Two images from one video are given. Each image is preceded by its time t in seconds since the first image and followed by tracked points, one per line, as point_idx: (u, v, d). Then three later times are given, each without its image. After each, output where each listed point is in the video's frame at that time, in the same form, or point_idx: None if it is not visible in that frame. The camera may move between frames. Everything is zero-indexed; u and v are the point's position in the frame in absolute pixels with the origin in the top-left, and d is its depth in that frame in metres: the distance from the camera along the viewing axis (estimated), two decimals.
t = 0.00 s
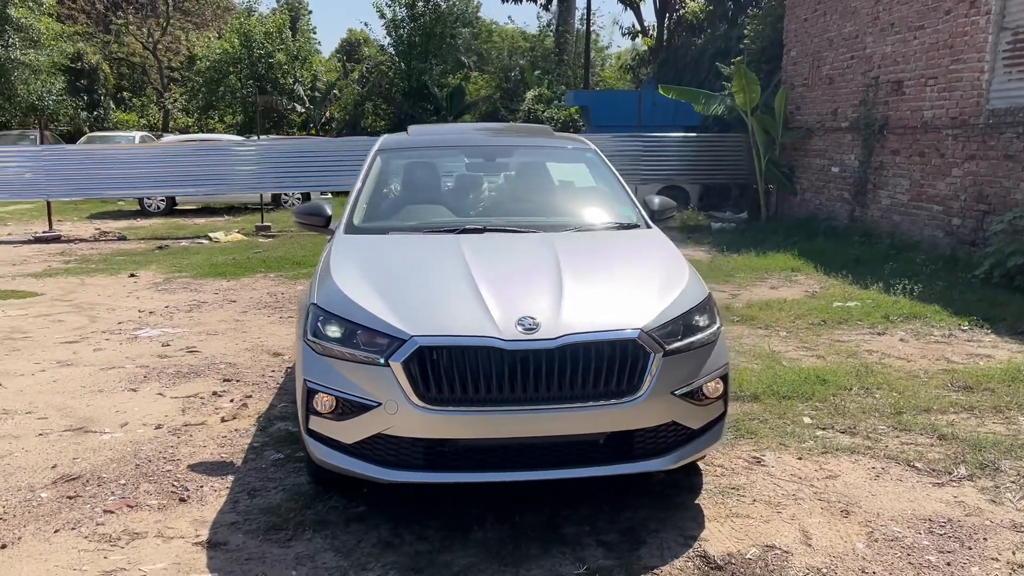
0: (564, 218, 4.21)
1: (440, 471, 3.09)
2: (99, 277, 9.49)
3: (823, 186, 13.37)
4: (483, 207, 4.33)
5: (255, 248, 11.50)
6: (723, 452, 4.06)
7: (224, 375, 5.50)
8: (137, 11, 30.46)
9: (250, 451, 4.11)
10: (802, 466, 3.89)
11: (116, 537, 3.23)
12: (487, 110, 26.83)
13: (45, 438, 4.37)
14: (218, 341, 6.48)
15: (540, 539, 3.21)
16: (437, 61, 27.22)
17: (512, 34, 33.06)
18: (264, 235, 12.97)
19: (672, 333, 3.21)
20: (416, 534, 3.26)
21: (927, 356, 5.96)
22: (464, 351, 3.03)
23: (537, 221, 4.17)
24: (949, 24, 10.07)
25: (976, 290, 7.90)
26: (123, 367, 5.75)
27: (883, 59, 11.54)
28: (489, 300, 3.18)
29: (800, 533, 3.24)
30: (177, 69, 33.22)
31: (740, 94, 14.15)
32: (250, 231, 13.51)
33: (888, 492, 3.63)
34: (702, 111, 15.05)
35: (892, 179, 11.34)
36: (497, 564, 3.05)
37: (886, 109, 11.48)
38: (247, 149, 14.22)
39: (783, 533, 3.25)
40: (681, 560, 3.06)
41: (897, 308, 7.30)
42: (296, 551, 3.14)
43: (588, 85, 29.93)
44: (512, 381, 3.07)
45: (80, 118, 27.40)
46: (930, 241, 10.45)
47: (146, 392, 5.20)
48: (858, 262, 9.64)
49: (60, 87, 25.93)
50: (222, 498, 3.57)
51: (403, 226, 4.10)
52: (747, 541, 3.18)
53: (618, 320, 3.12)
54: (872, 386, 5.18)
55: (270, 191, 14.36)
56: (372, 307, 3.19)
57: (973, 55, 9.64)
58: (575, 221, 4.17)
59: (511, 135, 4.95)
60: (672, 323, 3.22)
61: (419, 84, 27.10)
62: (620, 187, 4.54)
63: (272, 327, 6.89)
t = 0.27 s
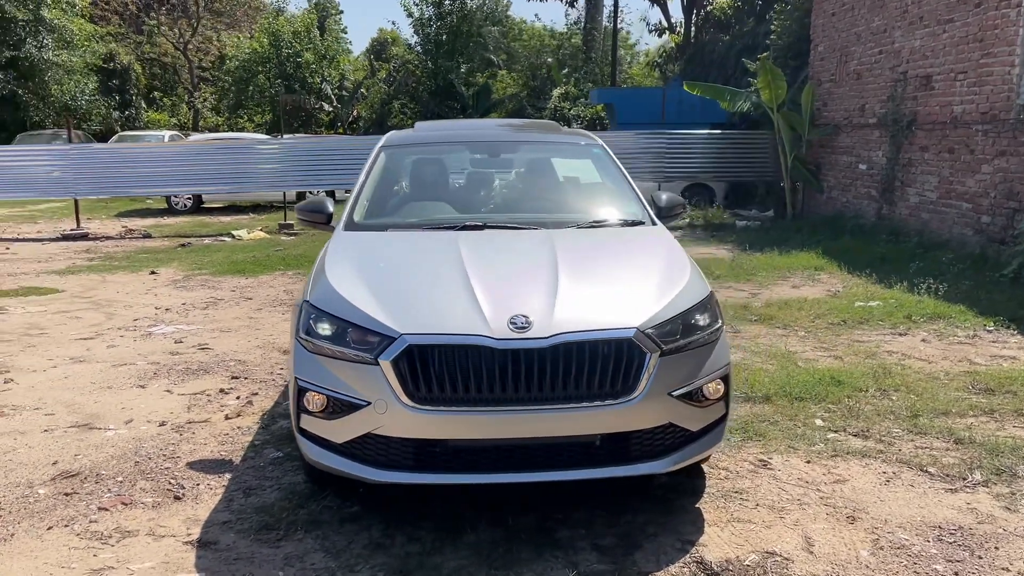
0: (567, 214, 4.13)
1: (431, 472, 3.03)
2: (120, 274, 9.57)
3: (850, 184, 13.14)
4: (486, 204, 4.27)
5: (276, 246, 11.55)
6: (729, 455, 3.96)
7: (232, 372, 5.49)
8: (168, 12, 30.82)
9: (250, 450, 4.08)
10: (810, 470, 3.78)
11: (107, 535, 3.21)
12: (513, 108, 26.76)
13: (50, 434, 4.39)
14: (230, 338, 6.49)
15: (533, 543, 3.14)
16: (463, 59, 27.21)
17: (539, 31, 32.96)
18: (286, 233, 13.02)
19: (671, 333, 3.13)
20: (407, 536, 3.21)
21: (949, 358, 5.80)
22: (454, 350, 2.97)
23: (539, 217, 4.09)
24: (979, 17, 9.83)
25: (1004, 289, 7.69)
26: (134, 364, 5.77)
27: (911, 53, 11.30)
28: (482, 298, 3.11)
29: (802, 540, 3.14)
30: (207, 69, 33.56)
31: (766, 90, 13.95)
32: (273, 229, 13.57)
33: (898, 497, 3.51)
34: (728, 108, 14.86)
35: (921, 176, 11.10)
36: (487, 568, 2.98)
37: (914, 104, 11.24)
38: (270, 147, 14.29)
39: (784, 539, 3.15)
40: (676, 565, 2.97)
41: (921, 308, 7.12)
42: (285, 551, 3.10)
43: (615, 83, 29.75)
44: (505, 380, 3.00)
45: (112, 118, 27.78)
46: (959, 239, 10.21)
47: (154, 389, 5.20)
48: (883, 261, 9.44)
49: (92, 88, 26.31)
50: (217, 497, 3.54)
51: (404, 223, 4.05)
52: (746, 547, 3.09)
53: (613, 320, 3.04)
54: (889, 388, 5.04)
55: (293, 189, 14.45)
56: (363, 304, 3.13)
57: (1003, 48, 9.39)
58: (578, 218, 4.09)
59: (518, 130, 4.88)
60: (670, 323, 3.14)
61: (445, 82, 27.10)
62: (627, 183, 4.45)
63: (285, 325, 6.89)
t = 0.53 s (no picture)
0: (568, 216, 4.05)
1: (419, 479, 2.98)
2: (141, 273, 9.64)
3: (879, 183, 12.90)
4: (486, 205, 4.20)
5: (297, 245, 11.58)
6: (734, 463, 3.85)
7: (240, 374, 5.48)
8: (199, 13, 31.13)
9: (249, 452, 4.05)
10: (817, 479, 3.67)
11: (97, 539, 3.19)
12: (540, 107, 26.64)
13: (54, 434, 4.39)
14: (242, 338, 6.49)
15: (524, 552, 3.08)
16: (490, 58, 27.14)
17: (568, 30, 32.82)
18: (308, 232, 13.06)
19: (666, 338, 3.04)
20: (397, 544, 3.16)
21: (972, 363, 5.62)
22: (442, 354, 2.91)
23: (538, 220, 4.02)
24: (1011, 13, 9.58)
25: None
26: (145, 364, 5.79)
27: (942, 49, 11.04)
28: (472, 302, 3.05)
29: (802, 553, 3.04)
30: (238, 69, 33.85)
31: (793, 87, 13.72)
32: (296, 228, 13.62)
33: (906, 510, 3.39)
34: (754, 106, 14.65)
35: (951, 175, 10.86)
36: None
37: (945, 102, 10.99)
38: (294, 147, 14.35)
39: (784, 552, 3.05)
40: None
41: (946, 312, 6.93)
42: (273, 558, 3.06)
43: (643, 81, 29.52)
44: (494, 386, 2.94)
45: (143, 118, 28.12)
46: (990, 240, 9.95)
47: (161, 389, 5.21)
48: (910, 262, 9.23)
49: (124, 88, 26.65)
50: (211, 500, 3.51)
51: (402, 225, 4.00)
52: (744, 560, 2.99)
53: (607, 325, 2.97)
54: (906, 395, 4.89)
55: (317, 189, 14.50)
56: (352, 307, 3.08)
57: None
58: (579, 219, 4.01)
59: (524, 129, 4.80)
60: (666, 328, 3.05)
61: (472, 81, 27.06)
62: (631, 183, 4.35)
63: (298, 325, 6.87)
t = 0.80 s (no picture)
0: (571, 218, 4.01)
1: (410, 483, 2.96)
2: (166, 272, 9.76)
3: (909, 184, 12.67)
4: (489, 207, 4.18)
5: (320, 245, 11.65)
6: (739, 469, 3.79)
7: (253, 373, 5.51)
8: (231, 14, 31.44)
9: (253, 452, 4.07)
10: (822, 487, 3.59)
11: (95, 538, 3.22)
12: (569, 106, 26.52)
13: (65, 433, 4.45)
14: (258, 337, 6.53)
15: (518, 558, 3.04)
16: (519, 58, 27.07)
17: (597, 28, 32.66)
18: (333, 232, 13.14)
19: (663, 342, 2.99)
20: (391, 547, 3.14)
21: (995, 369, 5.48)
22: (434, 357, 2.89)
23: (542, 221, 3.98)
24: None
25: None
26: (161, 362, 5.85)
27: (975, 47, 10.81)
28: (465, 305, 3.03)
29: (802, 564, 2.97)
30: (270, 70, 34.16)
31: (821, 86, 13.52)
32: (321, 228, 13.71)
33: (913, 520, 3.30)
34: (782, 105, 14.47)
35: (983, 176, 10.62)
36: None
37: (976, 101, 10.76)
38: (321, 148, 14.43)
39: (783, 562, 2.98)
40: None
41: (972, 315, 6.77)
42: (266, 559, 3.07)
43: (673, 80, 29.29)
44: (486, 390, 2.91)
45: (177, 119, 28.50)
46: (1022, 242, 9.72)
47: (174, 388, 5.25)
48: (937, 265, 9.05)
49: (158, 89, 26.99)
50: (211, 500, 3.53)
51: (405, 227, 3.99)
52: (740, 570, 2.93)
53: (601, 329, 2.93)
54: (923, 401, 4.78)
55: (343, 189, 14.58)
56: (346, 310, 3.07)
57: None
58: (582, 221, 3.97)
59: (532, 130, 4.77)
60: (663, 331, 3.01)
61: (501, 82, 27.03)
62: (638, 183, 4.29)
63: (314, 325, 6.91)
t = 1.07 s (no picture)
0: (569, 218, 3.98)
1: (395, 482, 2.96)
2: (189, 269, 9.88)
3: (939, 184, 12.44)
4: (488, 205, 4.17)
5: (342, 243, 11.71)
6: (737, 472, 3.73)
7: (262, 370, 5.55)
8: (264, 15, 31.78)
9: (253, 449, 4.09)
10: (821, 492, 3.53)
11: (90, 531, 3.26)
12: (598, 105, 26.40)
13: (73, 427, 4.51)
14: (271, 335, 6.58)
15: (504, 559, 3.03)
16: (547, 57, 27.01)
17: (627, 26, 32.49)
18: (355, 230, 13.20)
19: (651, 344, 2.96)
20: (379, 545, 3.14)
21: (1013, 373, 5.35)
22: (418, 357, 2.88)
23: (539, 221, 3.96)
24: None
25: None
26: (173, 359, 5.91)
27: (1006, 44, 10.58)
28: (452, 304, 3.02)
29: (792, 569, 2.92)
30: (302, 70, 34.46)
31: (850, 84, 13.30)
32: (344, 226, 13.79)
33: (912, 526, 3.24)
34: (810, 103, 14.26)
35: (1014, 175, 10.39)
36: None
37: (1008, 98, 10.53)
38: (345, 146, 14.51)
39: (772, 568, 2.93)
40: None
41: (995, 318, 6.62)
42: (254, 555, 3.08)
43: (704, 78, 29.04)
44: (471, 389, 2.90)
45: (208, 118, 28.89)
46: None
47: (184, 384, 5.31)
48: (963, 267, 8.87)
49: (191, 89, 27.36)
50: (206, 496, 3.56)
51: (402, 225, 3.98)
52: (728, 574, 2.89)
53: (587, 329, 2.90)
54: (935, 405, 4.68)
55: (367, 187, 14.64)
56: (334, 308, 3.07)
57: None
58: (580, 220, 3.93)
59: (538, 128, 4.74)
60: (652, 332, 2.97)
61: (530, 81, 26.98)
62: (639, 183, 4.25)
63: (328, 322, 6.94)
